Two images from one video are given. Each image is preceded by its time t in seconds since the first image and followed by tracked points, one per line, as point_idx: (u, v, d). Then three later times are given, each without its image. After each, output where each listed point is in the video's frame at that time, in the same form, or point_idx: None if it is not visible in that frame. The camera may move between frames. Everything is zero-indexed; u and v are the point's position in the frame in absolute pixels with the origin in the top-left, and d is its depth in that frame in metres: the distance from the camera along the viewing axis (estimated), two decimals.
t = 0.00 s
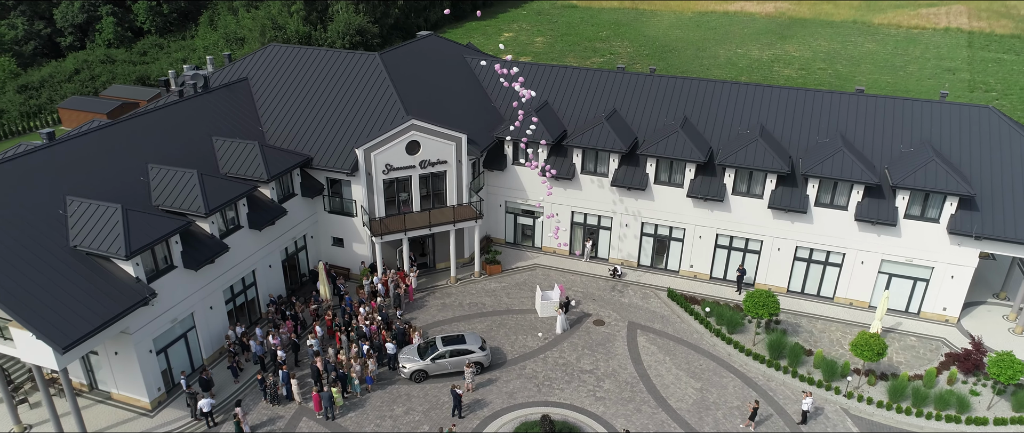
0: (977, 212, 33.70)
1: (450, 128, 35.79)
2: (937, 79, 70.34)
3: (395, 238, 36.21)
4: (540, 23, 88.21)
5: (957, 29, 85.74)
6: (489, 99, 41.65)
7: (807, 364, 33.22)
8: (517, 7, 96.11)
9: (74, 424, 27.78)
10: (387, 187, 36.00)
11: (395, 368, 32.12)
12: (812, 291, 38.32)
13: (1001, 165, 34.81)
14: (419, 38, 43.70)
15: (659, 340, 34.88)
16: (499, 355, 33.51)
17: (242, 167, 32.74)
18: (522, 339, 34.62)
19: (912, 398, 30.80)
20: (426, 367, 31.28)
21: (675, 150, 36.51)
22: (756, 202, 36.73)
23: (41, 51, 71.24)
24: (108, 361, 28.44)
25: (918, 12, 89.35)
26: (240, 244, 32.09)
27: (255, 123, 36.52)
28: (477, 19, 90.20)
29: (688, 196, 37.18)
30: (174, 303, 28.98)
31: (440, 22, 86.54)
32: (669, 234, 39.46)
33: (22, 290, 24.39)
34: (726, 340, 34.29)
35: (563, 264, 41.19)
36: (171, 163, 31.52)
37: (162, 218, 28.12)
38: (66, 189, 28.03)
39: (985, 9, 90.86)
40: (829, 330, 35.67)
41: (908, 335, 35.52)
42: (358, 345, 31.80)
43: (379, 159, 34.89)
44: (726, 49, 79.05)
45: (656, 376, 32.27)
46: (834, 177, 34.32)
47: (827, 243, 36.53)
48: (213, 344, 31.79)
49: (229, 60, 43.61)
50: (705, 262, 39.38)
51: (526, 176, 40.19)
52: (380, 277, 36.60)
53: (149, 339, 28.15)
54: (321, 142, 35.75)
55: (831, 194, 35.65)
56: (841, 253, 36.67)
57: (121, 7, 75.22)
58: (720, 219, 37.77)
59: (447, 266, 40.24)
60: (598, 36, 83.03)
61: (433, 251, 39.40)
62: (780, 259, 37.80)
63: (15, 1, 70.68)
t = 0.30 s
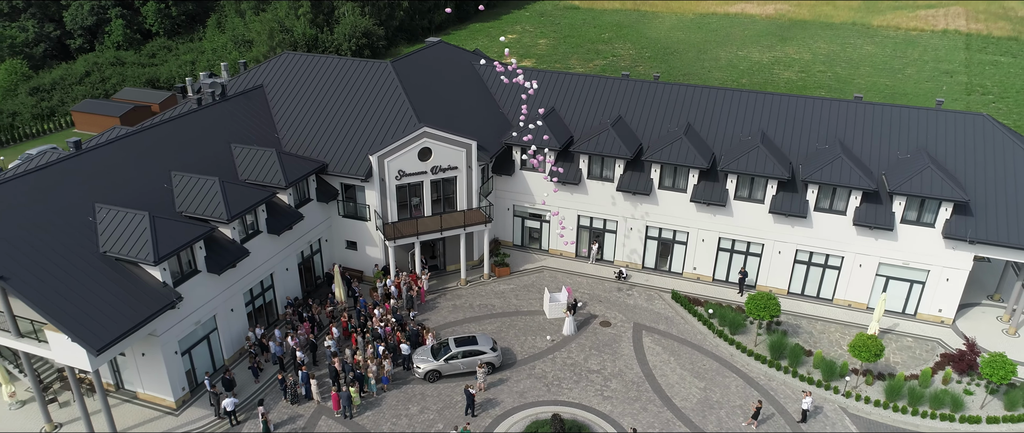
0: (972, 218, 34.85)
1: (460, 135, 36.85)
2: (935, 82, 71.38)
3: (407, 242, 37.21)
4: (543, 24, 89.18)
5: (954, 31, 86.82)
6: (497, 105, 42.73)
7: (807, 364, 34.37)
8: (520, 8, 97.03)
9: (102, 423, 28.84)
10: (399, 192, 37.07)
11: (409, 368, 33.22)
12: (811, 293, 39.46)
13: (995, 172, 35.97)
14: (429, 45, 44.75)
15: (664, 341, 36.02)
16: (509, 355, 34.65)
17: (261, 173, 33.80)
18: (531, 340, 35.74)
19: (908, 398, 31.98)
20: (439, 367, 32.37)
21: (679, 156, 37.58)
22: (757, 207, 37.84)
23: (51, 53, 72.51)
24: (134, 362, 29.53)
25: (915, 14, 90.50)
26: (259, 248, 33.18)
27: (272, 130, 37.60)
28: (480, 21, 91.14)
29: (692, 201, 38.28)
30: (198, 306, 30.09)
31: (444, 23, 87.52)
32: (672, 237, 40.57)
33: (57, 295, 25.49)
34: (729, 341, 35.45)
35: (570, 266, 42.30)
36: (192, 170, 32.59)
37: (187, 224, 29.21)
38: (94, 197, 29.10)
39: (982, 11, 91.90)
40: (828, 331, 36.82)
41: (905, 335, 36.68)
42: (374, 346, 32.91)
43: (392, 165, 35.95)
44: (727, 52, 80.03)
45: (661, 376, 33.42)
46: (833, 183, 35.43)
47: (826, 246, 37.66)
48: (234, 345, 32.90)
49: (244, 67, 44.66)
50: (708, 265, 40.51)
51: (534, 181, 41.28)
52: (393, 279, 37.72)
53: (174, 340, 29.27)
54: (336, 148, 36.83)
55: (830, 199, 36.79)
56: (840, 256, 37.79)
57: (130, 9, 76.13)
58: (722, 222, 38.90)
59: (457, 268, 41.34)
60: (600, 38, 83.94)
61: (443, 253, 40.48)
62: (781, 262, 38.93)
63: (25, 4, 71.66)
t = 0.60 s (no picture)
0: (966, 222, 35.94)
1: (470, 141, 37.88)
2: (933, 84, 72.36)
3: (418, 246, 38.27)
4: (546, 26, 90.08)
5: (953, 33, 87.80)
6: (505, 111, 43.80)
7: (806, 365, 35.51)
8: (523, 9, 97.93)
9: (129, 422, 29.98)
10: (411, 197, 38.12)
11: (422, 368, 34.32)
12: (811, 295, 40.58)
13: (988, 177, 37.07)
14: (438, 52, 45.83)
15: (668, 342, 37.13)
16: (518, 356, 35.76)
17: (278, 180, 34.89)
18: (539, 341, 36.86)
19: (904, 397, 33.14)
20: (451, 367, 33.47)
21: (682, 162, 38.65)
22: (758, 211, 38.96)
23: (60, 55, 73.36)
24: (158, 363, 30.65)
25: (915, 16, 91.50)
26: (277, 252, 34.26)
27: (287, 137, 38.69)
28: (484, 22, 91.99)
29: (695, 206, 39.37)
30: (220, 308, 31.21)
31: (448, 25, 88.27)
32: (676, 240, 41.66)
33: (87, 299, 26.60)
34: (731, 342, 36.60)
35: (575, 268, 43.41)
36: (211, 177, 33.66)
37: (209, 230, 30.31)
38: (120, 203, 30.18)
39: (980, 12, 92.94)
40: (827, 332, 37.96)
41: (902, 337, 37.81)
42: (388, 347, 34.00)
43: (403, 171, 36.99)
44: (728, 54, 80.98)
45: (666, 375, 34.55)
46: (831, 189, 36.52)
47: (825, 250, 38.78)
48: (252, 346, 34.01)
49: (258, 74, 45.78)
50: (710, 267, 41.62)
51: (541, 185, 42.36)
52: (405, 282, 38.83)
53: (197, 342, 30.38)
54: (349, 155, 37.93)
55: (829, 204, 37.88)
56: (839, 259, 38.89)
57: (138, 12, 76.91)
58: (724, 226, 40.01)
59: (466, 270, 42.44)
60: (603, 40, 84.82)
61: (453, 256, 41.58)
62: (781, 264, 40.05)
63: (35, 6, 72.64)
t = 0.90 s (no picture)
0: (960, 227, 37.07)
1: (479, 147, 38.87)
2: (931, 87, 73.36)
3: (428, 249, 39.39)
4: (548, 27, 91.04)
5: (951, 35, 88.81)
6: (512, 117, 44.85)
7: (806, 365, 36.64)
8: (525, 10, 98.88)
9: (152, 421, 31.05)
10: (421, 202, 39.16)
11: (433, 369, 35.41)
12: (810, 297, 41.69)
13: (982, 183, 38.18)
14: (446, 59, 46.85)
15: (671, 342, 38.24)
16: (526, 356, 36.87)
17: (293, 186, 35.96)
18: (546, 342, 37.97)
19: (899, 397, 34.27)
20: (462, 368, 34.55)
21: (684, 167, 39.70)
22: (759, 216, 40.04)
23: (68, 57, 74.37)
24: (180, 365, 31.69)
25: (913, 18, 92.51)
26: (292, 257, 35.31)
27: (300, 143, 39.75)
28: (487, 24, 92.89)
29: (697, 210, 40.47)
30: (239, 311, 32.26)
31: (452, 27, 89.08)
32: (678, 243, 42.73)
33: (115, 304, 27.63)
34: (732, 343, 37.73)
35: (581, 270, 44.52)
36: (229, 184, 34.69)
37: (229, 236, 31.36)
38: (143, 210, 31.21)
39: (978, 14, 93.99)
40: (826, 333, 39.08)
41: (898, 338, 38.93)
42: (400, 349, 35.09)
43: (414, 177, 38.00)
44: (728, 56, 81.94)
45: (669, 376, 35.67)
46: (830, 194, 37.57)
47: (824, 254, 39.87)
48: (269, 347, 35.10)
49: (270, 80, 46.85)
50: (712, 270, 42.72)
51: (547, 190, 43.42)
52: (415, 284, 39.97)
53: (218, 344, 31.45)
54: (361, 161, 39.01)
55: (828, 210, 38.95)
56: (837, 262, 39.99)
57: (146, 14, 77.78)
58: (726, 230, 41.10)
59: (474, 273, 43.53)
60: (605, 42, 85.76)
61: (461, 258, 42.71)
62: (781, 267, 41.18)
63: (44, 9, 73.69)
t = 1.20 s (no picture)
0: (954, 230, 38.15)
1: (487, 153, 39.89)
2: (928, 89, 74.34)
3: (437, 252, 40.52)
4: (550, 29, 92.04)
5: (949, 37, 89.77)
6: (518, 123, 45.93)
7: (804, 365, 37.77)
8: (527, 12, 99.84)
9: (173, 419, 32.17)
10: (430, 206, 40.21)
11: (443, 369, 36.51)
12: (809, 298, 42.82)
13: (976, 188, 39.27)
14: (454, 66, 47.95)
15: (673, 343, 39.38)
16: (533, 357, 37.99)
17: (307, 191, 37.04)
18: (552, 342, 39.10)
19: (895, 396, 35.42)
20: (471, 368, 35.66)
21: (686, 172, 40.77)
22: (759, 219, 41.14)
23: (77, 59, 75.51)
24: (199, 365, 32.76)
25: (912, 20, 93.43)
26: (306, 260, 36.41)
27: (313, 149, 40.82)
28: (489, 25, 93.77)
29: (699, 214, 41.56)
30: (256, 313, 33.35)
31: (455, 28, 89.95)
32: (680, 246, 43.83)
33: (139, 307, 28.69)
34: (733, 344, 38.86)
35: (585, 272, 45.65)
36: (245, 189, 35.78)
37: (247, 241, 32.44)
38: (164, 216, 32.28)
39: (976, 15, 94.93)
40: (824, 334, 40.23)
41: (894, 338, 40.08)
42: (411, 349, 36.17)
43: (423, 182, 39.03)
44: (729, 58, 82.88)
45: (672, 375, 36.79)
46: (828, 199, 38.66)
47: (822, 256, 40.98)
48: (284, 348, 36.21)
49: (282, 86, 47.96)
50: (713, 272, 43.84)
51: (552, 194, 44.50)
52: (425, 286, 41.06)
53: (236, 345, 32.54)
54: (372, 166, 40.09)
55: (826, 214, 40.05)
56: (834, 265, 41.12)
57: (153, 16, 78.70)
58: (726, 233, 42.20)
59: (482, 274, 44.65)
60: (606, 43, 86.72)
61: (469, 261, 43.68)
62: (780, 269, 42.29)
63: (53, 11, 74.83)
